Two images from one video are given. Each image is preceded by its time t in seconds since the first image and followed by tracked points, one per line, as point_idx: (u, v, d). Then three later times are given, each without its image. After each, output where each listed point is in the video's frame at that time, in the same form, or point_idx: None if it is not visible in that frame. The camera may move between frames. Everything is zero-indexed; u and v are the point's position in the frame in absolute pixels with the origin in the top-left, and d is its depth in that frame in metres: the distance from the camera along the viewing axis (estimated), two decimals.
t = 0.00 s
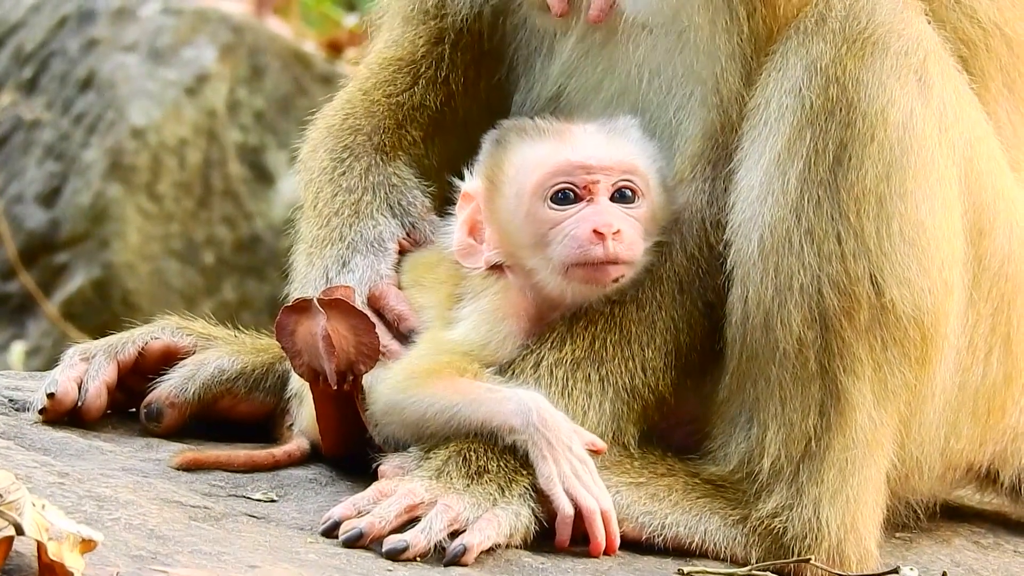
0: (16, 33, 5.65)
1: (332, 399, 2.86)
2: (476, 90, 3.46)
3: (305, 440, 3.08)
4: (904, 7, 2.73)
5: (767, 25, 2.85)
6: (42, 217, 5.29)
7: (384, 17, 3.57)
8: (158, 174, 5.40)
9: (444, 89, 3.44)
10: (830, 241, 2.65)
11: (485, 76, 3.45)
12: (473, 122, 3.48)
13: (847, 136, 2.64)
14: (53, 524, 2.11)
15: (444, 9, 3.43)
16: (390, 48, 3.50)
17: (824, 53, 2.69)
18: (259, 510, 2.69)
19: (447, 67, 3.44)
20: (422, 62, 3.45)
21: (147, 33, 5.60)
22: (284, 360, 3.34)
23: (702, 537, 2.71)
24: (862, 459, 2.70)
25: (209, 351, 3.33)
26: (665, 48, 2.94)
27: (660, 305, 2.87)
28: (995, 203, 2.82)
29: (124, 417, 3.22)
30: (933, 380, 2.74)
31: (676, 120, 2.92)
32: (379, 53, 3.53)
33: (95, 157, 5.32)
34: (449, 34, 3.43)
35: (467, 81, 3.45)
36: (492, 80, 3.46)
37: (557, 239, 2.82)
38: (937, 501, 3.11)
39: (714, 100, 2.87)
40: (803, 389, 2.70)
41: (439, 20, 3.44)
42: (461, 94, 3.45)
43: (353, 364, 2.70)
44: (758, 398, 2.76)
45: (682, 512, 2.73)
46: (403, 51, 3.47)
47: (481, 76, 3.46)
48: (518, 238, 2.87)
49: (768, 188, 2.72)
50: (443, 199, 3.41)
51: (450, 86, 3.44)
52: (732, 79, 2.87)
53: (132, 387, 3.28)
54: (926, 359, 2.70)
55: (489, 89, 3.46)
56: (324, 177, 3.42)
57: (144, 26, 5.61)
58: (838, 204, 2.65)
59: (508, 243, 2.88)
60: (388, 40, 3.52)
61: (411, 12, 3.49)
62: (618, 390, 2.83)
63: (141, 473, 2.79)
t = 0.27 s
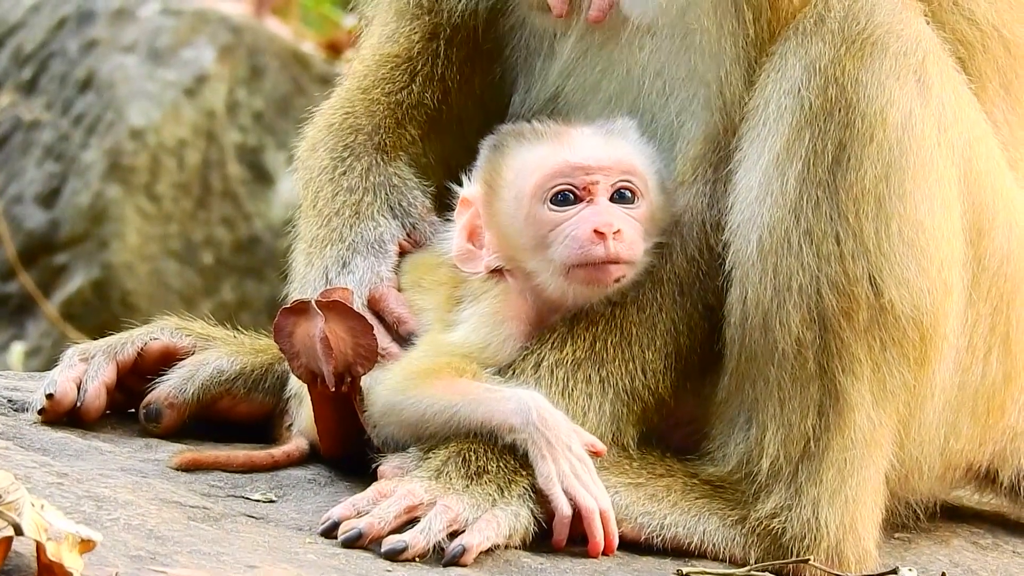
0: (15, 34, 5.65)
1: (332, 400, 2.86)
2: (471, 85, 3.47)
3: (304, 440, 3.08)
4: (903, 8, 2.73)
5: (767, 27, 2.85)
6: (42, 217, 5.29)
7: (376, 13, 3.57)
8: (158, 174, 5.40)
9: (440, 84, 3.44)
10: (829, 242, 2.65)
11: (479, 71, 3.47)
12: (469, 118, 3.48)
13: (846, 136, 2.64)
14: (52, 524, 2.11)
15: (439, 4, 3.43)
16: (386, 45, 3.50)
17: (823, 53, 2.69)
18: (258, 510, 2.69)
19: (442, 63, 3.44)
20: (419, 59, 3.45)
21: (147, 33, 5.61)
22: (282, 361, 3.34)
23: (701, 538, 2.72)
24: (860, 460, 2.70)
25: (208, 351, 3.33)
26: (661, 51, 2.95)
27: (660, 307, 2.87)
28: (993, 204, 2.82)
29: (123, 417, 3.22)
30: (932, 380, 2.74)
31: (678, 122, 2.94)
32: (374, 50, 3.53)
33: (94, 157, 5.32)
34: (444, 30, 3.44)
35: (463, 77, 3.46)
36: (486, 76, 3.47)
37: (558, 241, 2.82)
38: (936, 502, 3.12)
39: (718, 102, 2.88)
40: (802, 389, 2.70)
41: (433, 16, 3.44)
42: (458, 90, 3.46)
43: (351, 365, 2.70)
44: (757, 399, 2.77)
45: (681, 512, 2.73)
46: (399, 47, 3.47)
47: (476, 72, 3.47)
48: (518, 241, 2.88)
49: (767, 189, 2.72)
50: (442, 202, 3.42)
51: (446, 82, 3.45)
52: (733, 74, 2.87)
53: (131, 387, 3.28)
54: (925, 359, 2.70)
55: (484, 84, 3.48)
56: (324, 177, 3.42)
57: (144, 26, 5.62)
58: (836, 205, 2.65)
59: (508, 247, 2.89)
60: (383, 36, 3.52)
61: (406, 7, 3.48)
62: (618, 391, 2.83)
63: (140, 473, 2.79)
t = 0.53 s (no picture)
0: (14, 33, 5.64)
1: (335, 399, 2.85)
2: (470, 81, 3.48)
3: (305, 439, 3.08)
4: (903, 5, 2.72)
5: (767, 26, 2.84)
6: (41, 216, 5.29)
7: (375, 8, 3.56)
8: (157, 173, 5.40)
9: (440, 80, 3.45)
10: (829, 240, 2.65)
11: (478, 67, 3.48)
12: (468, 114, 3.49)
13: (846, 134, 2.64)
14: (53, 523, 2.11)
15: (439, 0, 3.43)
16: (386, 41, 3.49)
17: (823, 51, 2.69)
18: (259, 509, 2.69)
19: (442, 59, 3.45)
20: (419, 55, 3.45)
21: (145, 32, 5.61)
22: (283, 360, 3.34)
23: (702, 535, 2.72)
24: (861, 457, 2.71)
25: (209, 351, 3.32)
26: (660, 48, 2.97)
27: (662, 305, 2.87)
28: (994, 201, 2.82)
29: (124, 417, 3.22)
30: (932, 377, 2.74)
31: (682, 121, 2.96)
32: (375, 45, 3.51)
33: (93, 156, 5.31)
34: (443, 26, 3.44)
35: (463, 74, 3.47)
36: (484, 72, 3.49)
37: (559, 236, 2.83)
38: (937, 499, 3.13)
39: (721, 100, 2.87)
40: (802, 387, 2.70)
41: (432, 12, 3.45)
42: (457, 86, 3.47)
43: (351, 365, 2.70)
44: (758, 397, 2.77)
45: (682, 510, 2.74)
46: (399, 43, 3.47)
47: (474, 68, 3.48)
48: (519, 239, 2.89)
49: (767, 186, 2.72)
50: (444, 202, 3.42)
51: (446, 78, 3.45)
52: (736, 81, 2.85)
53: (132, 386, 3.28)
54: (926, 356, 2.70)
55: (483, 80, 3.49)
56: (327, 175, 3.41)
57: (142, 25, 5.62)
58: (836, 202, 2.65)
59: (509, 245, 2.90)
60: (382, 32, 3.51)
61: (405, 3, 3.48)
62: (620, 390, 2.82)
63: (141, 472, 2.79)
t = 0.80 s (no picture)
0: (14, 37, 5.65)
1: (337, 404, 2.86)
2: (470, 82, 3.48)
3: (307, 444, 3.08)
4: (905, 8, 2.72)
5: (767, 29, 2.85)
6: (41, 220, 5.28)
7: (375, 10, 3.57)
8: (157, 177, 5.40)
9: (440, 82, 3.45)
10: (831, 244, 2.65)
11: (477, 69, 3.47)
12: (469, 116, 3.49)
13: (848, 137, 2.64)
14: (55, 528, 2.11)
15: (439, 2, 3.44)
16: (386, 43, 3.50)
17: (825, 55, 2.69)
18: (261, 513, 2.69)
19: (442, 61, 3.45)
20: (419, 57, 3.45)
21: (145, 36, 5.61)
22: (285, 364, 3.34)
23: (704, 540, 2.72)
24: (863, 461, 2.70)
25: (211, 355, 3.32)
26: (665, 54, 2.96)
27: (664, 309, 2.87)
28: (995, 204, 2.82)
29: (125, 421, 3.22)
30: (934, 381, 2.74)
31: (684, 123, 2.94)
32: (375, 48, 3.52)
33: (93, 160, 5.31)
34: (443, 28, 3.45)
35: (463, 75, 3.47)
36: (485, 74, 3.48)
37: (562, 239, 2.84)
38: (939, 502, 3.13)
39: (723, 104, 2.88)
40: (804, 390, 2.70)
41: (432, 14, 3.45)
42: (457, 88, 3.47)
43: (352, 370, 2.70)
44: (760, 401, 2.76)
45: (685, 513, 2.73)
46: (399, 45, 3.47)
47: (475, 69, 3.47)
48: (522, 242, 2.89)
49: (769, 190, 2.72)
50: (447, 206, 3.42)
51: (446, 80, 3.46)
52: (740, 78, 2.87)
53: (134, 391, 3.28)
54: (928, 359, 2.70)
55: (483, 80, 3.48)
56: (329, 178, 3.41)
57: (142, 29, 5.63)
58: (838, 206, 2.65)
59: (511, 249, 2.90)
60: (383, 34, 3.51)
61: (405, 5, 3.49)
62: (623, 394, 2.82)
63: (143, 477, 2.79)
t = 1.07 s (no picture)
0: (15, 42, 5.65)
1: (337, 410, 2.86)
2: (468, 88, 3.48)
3: (308, 448, 3.08)
4: (905, 15, 2.73)
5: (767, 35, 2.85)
6: (42, 225, 5.27)
7: (373, 15, 3.57)
8: (157, 181, 5.40)
9: (439, 87, 3.45)
10: (832, 250, 2.65)
11: (476, 73, 3.49)
12: (467, 120, 3.49)
13: (849, 143, 2.64)
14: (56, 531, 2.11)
15: (437, 7, 3.44)
16: (384, 48, 3.50)
17: (825, 61, 2.69)
18: (262, 518, 2.69)
19: (441, 66, 3.45)
20: (418, 62, 3.46)
21: (146, 41, 5.62)
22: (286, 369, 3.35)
23: (705, 545, 2.72)
24: (864, 467, 2.70)
25: (212, 360, 3.32)
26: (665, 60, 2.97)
27: (665, 314, 2.87)
28: (996, 210, 2.82)
29: (126, 426, 3.23)
30: (935, 386, 2.74)
31: (686, 128, 2.94)
32: (374, 53, 3.52)
33: (93, 165, 5.31)
34: (441, 33, 3.45)
35: (462, 80, 3.47)
36: (483, 78, 3.49)
37: (565, 244, 2.83)
38: (940, 507, 3.13)
39: (725, 110, 2.88)
40: (805, 397, 2.69)
41: (431, 18, 3.46)
42: (456, 92, 3.47)
43: (353, 376, 2.70)
44: (761, 407, 2.76)
45: (686, 519, 2.73)
46: (398, 50, 3.48)
47: (473, 74, 3.49)
48: (524, 247, 2.89)
49: (769, 196, 2.71)
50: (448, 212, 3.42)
51: (445, 85, 3.46)
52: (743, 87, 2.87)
53: (135, 395, 3.28)
54: (928, 364, 2.70)
55: (481, 86, 3.50)
56: (329, 183, 3.41)
57: (143, 34, 5.64)
58: (839, 212, 2.65)
59: (513, 254, 2.91)
60: (381, 39, 3.52)
61: (404, 11, 3.49)
62: (624, 400, 2.82)
63: (144, 481, 2.79)
